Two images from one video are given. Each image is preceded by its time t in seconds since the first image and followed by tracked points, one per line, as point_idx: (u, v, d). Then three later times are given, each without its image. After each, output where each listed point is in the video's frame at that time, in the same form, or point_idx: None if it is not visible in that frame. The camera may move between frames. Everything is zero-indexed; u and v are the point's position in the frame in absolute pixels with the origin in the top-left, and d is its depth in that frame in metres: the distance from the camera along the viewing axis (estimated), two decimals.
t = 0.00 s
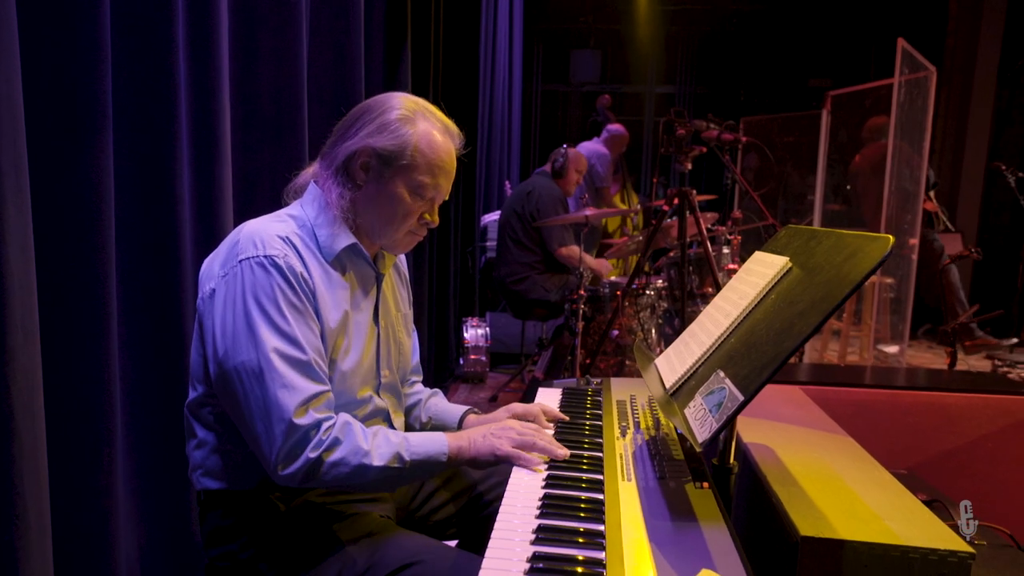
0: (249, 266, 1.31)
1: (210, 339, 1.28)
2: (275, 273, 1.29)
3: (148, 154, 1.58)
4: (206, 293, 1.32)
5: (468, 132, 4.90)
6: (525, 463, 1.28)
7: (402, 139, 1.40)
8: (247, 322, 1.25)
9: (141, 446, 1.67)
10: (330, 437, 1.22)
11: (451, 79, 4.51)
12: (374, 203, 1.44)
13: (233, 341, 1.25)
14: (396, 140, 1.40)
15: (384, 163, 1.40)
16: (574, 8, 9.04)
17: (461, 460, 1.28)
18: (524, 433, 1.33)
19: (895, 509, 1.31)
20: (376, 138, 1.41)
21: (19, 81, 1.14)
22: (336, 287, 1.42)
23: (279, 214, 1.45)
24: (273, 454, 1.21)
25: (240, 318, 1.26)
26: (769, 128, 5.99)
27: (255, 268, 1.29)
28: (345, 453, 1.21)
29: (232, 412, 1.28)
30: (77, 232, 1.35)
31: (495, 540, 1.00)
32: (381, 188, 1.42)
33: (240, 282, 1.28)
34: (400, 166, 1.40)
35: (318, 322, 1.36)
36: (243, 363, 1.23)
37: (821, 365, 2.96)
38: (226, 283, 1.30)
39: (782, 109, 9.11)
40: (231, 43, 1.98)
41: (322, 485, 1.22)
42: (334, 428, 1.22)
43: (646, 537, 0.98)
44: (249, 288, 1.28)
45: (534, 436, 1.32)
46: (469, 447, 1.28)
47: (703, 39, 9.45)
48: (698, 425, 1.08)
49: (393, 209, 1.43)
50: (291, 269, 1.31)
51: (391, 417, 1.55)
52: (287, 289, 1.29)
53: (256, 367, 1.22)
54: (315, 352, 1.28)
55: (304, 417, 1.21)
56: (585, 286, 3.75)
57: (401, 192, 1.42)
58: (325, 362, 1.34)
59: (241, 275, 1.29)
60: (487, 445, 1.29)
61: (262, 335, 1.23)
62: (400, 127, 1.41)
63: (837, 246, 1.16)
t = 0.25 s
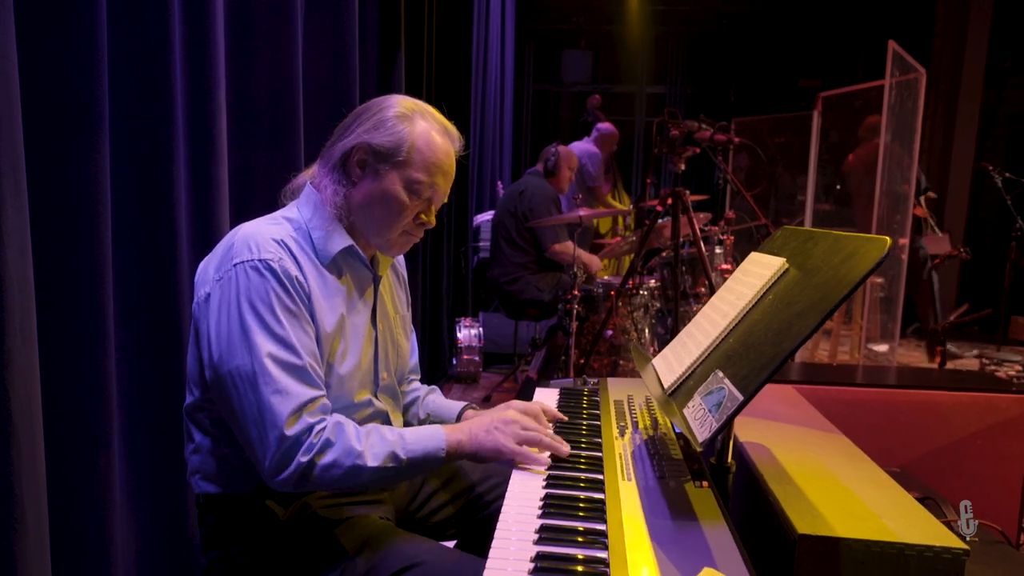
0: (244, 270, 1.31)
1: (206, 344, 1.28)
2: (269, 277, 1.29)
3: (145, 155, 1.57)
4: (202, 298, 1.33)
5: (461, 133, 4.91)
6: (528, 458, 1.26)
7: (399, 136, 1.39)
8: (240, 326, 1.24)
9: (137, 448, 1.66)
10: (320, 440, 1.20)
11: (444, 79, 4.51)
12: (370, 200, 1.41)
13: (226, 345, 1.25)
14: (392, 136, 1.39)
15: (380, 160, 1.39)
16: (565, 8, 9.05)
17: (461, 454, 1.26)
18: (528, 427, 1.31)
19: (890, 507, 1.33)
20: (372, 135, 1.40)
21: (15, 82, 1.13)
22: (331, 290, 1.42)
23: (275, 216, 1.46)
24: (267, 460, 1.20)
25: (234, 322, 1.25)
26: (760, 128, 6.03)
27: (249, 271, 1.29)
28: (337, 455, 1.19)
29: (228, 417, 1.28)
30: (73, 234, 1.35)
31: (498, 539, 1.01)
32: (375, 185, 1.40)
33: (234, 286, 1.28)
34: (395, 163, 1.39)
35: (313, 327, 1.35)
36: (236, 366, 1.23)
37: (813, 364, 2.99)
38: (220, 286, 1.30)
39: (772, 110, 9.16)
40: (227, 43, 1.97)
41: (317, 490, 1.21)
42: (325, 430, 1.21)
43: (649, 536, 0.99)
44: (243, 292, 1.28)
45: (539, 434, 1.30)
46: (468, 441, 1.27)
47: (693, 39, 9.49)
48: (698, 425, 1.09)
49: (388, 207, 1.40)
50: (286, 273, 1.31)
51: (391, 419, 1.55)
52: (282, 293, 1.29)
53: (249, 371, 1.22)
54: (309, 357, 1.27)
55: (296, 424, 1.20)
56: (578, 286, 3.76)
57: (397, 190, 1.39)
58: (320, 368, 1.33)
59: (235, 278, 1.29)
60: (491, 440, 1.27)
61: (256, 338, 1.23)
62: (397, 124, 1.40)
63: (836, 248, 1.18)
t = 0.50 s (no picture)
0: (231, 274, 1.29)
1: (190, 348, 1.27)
2: (256, 281, 1.27)
3: (136, 154, 1.55)
4: (188, 300, 1.31)
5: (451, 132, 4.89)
6: (515, 477, 1.22)
7: (391, 133, 1.36)
8: (223, 331, 1.23)
9: (129, 450, 1.64)
10: (301, 451, 1.18)
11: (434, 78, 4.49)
12: (364, 199, 1.38)
13: (210, 349, 1.23)
14: (384, 133, 1.36)
15: (373, 158, 1.36)
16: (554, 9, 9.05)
17: (445, 475, 1.23)
18: (513, 443, 1.26)
19: (886, 504, 1.33)
20: (364, 132, 1.37)
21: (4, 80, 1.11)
22: (320, 295, 1.39)
23: (265, 218, 1.43)
24: (245, 467, 1.19)
25: (218, 327, 1.23)
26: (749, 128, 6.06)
27: (235, 275, 1.27)
28: (318, 468, 1.17)
29: (211, 422, 1.26)
30: (63, 235, 1.33)
31: (498, 541, 1.00)
32: (369, 184, 1.37)
33: (220, 290, 1.26)
34: (388, 160, 1.36)
35: (300, 334, 1.33)
36: (219, 373, 1.21)
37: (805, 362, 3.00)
38: (207, 289, 1.28)
39: (761, 109, 9.20)
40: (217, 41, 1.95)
41: (294, 502, 1.19)
42: (307, 441, 1.19)
43: (650, 537, 0.99)
44: (229, 296, 1.26)
45: (524, 448, 1.25)
46: (454, 463, 1.23)
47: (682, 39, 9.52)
48: (698, 425, 1.09)
49: (382, 206, 1.38)
50: (273, 277, 1.29)
51: (387, 422, 1.55)
52: (268, 299, 1.27)
53: (230, 379, 1.19)
54: (294, 365, 1.25)
55: (275, 433, 1.18)
56: (571, 285, 3.76)
57: (391, 187, 1.36)
58: (307, 377, 1.31)
59: (220, 281, 1.27)
60: (475, 460, 1.22)
61: (239, 344, 1.21)
62: (389, 121, 1.37)
63: (832, 250, 1.18)
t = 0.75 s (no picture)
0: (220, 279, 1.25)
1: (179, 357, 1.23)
2: (244, 288, 1.23)
3: (127, 152, 1.52)
4: (176, 307, 1.27)
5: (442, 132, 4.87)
6: (517, 476, 1.21)
7: (384, 129, 1.29)
8: (212, 339, 1.19)
9: (120, 452, 1.61)
10: (293, 459, 1.16)
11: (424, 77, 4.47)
12: (358, 197, 1.31)
13: (199, 358, 1.19)
14: (377, 129, 1.29)
15: (366, 155, 1.30)
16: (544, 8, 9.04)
17: (442, 476, 1.22)
18: (511, 442, 1.25)
19: (882, 501, 1.34)
20: (356, 128, 1.30)
21: None
22: (312, 299, 1.34)
23: (253, 219, 1.37)
24: (236, 479, 1.17)
25: (207, 335, 1.20)
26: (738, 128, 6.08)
27: (222, 281, 1.23)
28: (310, 475, 1.16)
29: (201, 430, 1.24)
30: (53, 234, 1.29)
31: (498, 542, 1.00)
32: (363, 182, 1.30)
33: (208, 297, 1.22)
34: (382, 156, 1.29)
35: (292, 340, 1.29)
36: (209, 382, 1.18)
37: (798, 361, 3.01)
38: (195, 296, 1.24)
39: (750, 109, 9.24)
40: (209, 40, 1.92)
41: (287, 511, 1.17)
42: (298, 449, 1.17)
43: (652, 537, 0.99)
44: (218, 304, 1.22)
45: (523, 447, 1.24)
46: (450, 463, 1.22)
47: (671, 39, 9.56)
48: (697, 423, 1.10)
49: (377, 204, 1.30)
50: (263, 283, 1.25)
51: (382, 423, 1.50)
52: (257, 306, 1.22)
53: (220, 388, 1.17)
54: (285, 373, 1.22)
55: (266, 444, 1.15)
56: (563, 285, 3.76)
57: (386, 184, 1.30)
58: (299, 384, 1.28)
59: (207, 288, 1.23)
60: (475, 460, 1.21)
61: (228, 353, 1.18)
62: (382, 116, 1.30)
63: (834, 246, 1.17)
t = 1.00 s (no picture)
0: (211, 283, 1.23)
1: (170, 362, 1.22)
2: (236, 292, 1.21)
3: (117, 153, 1.49)
4: (167, 312, 1.25)
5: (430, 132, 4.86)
6: (511, 481, 1.19)
7: (384, 134, 1.28)
8: (202, 344, 1.17)
9: (110, 456, 1.58)
10: (284, 463, 1.14)
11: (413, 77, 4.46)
12: (356, 204, 1.30)
13: (190, 363, 1.18)
14: (377, 135, 1.28)
15: (365, 161, 1.28)
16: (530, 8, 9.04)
17: (435, 478, 1.21)
18: (505, 444, 1.23)
19: (875, 499, 1.35)
20: (354, 133, 1.29)
21: None
22: (304, 303, 1.32)
23: (245, 222, 1.35)
24: (224, 485, 1.15)
25: (198, 340, 1.18)
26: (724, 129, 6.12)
27: (213, 284, 1.21)
28: (303, 479, 1.14)
29: (192, 436, 1.22)
30: (43, 238, 1.24)
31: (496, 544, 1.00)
32: (361, 188, 1.29)
33: (198, 300, 1.20)
34: (381, 163, 1.28)
35: (284, 344, 1.27)
36: (199, 388, 1.16)
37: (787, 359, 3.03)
38: (186, 300, 1.22)
39: (735, 109, 9.30)
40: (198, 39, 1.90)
41: (279, 518, 1.16)
42: (290, 454, 1.15)
43: (653, 538, 0.99)
44: (208, 307, 1.20)
45: (516, 449, 1.21)
46: (444, 465, 1.21)
47: (658, 39, 9.60)
48: (697, 425, 1.10)
49: (375, 210, 1.30)
50: (255, 287, 1.23)
51: (378, 426, 1.49)
52: (249, 310, 1.21)
53: (211, 395, 1.15)
54: (277, 377, 1.20)
55: (257, 449, 1.14)
56: (553, 285, 3.76)
57: (385, 190, 1.29)
58: (291, 390, 1.26)
59: (198, 291, 1.21)
60: (469, 461, 1.20)
61: (219, 358, 1.16)
62: (381, 121, 1.29)
63: (829, 249, 1.18)
